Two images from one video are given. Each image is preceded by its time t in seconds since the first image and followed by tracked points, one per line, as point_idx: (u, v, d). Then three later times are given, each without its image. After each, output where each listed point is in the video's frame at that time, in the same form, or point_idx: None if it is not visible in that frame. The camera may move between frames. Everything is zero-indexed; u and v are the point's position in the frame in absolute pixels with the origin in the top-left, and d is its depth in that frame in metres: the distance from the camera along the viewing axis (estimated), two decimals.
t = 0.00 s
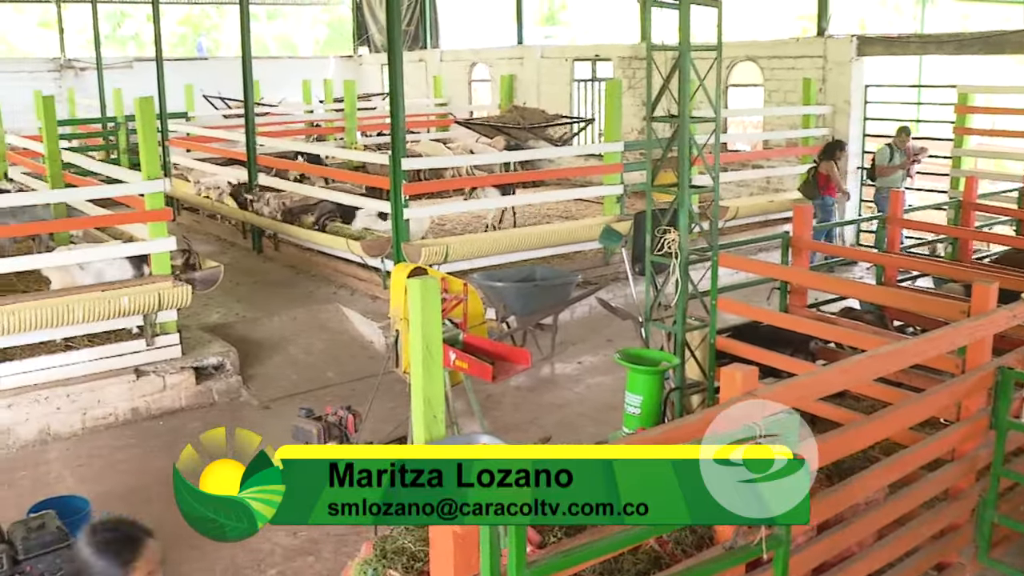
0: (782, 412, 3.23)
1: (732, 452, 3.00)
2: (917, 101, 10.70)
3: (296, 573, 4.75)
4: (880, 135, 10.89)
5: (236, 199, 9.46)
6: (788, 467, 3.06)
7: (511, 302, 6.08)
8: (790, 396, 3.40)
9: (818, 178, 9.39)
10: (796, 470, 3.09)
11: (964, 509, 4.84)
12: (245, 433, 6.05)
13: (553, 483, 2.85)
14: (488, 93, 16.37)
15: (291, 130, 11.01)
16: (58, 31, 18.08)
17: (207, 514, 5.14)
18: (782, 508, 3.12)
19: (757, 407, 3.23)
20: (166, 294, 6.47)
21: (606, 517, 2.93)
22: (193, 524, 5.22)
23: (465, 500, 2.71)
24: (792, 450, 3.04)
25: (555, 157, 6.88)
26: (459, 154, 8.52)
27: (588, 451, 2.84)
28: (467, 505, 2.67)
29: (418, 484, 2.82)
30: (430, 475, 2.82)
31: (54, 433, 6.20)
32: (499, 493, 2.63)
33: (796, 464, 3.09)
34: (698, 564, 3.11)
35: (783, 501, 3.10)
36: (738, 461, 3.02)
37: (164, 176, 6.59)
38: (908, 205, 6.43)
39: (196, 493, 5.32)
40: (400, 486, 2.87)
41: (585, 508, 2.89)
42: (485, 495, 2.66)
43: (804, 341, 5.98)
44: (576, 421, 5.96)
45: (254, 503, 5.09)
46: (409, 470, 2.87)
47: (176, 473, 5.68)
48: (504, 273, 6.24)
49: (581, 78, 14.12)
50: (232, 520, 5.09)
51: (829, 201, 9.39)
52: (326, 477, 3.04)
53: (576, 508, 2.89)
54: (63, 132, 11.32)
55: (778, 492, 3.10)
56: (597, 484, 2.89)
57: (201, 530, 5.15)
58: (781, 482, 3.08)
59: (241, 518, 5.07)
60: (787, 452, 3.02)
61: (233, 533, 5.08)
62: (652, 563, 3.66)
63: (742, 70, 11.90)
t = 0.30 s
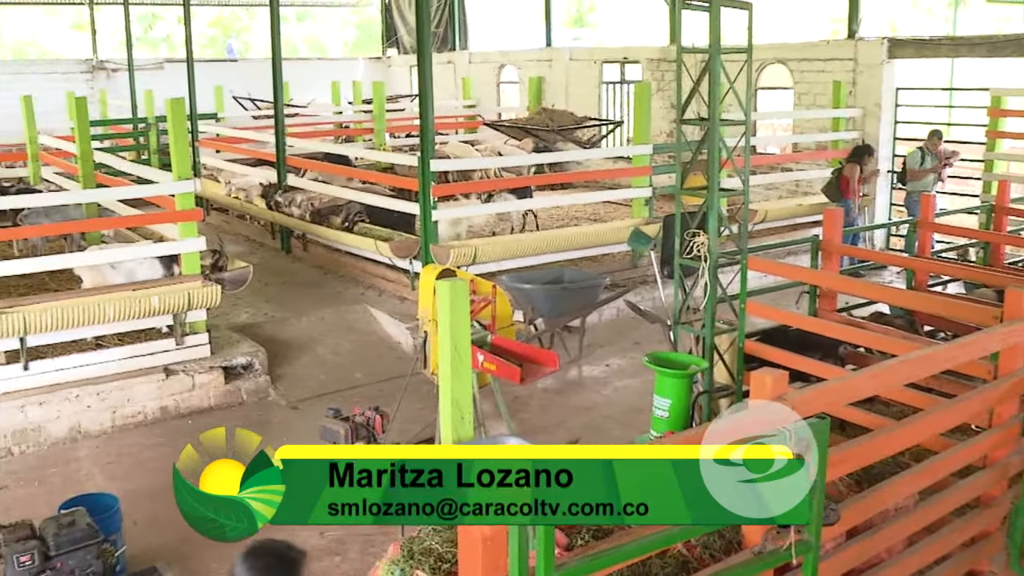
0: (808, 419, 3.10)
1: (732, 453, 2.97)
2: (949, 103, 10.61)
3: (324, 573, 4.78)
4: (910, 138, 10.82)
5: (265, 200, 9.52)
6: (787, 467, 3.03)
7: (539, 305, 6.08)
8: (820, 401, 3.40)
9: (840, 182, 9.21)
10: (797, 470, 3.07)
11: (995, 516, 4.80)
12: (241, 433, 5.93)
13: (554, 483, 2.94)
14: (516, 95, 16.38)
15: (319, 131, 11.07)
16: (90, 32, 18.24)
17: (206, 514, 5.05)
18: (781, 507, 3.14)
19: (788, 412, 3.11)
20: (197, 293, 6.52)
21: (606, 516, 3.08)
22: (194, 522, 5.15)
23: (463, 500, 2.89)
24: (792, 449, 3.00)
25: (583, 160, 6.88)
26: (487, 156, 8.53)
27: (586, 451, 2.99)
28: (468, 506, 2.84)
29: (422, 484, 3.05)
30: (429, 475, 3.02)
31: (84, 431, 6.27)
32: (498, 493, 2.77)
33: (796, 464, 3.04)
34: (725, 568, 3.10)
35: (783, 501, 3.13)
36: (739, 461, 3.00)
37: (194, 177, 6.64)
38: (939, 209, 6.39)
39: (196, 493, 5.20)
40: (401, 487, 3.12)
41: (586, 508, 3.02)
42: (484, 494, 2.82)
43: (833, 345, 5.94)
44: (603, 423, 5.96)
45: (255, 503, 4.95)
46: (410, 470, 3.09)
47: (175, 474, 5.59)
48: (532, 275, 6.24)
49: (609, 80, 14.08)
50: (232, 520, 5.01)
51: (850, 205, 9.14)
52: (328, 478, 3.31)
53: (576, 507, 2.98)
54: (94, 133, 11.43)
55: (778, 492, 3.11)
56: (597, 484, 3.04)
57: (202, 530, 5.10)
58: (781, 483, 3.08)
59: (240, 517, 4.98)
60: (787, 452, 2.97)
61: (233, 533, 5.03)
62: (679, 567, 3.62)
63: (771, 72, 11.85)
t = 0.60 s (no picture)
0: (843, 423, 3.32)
1: (731, 452, 3.12)
2: (984, 107, 10.53)
3: (352, 573, 4.79)
4: (944, 142, 10.74)
5: (296, 201, 9.60)
6: (787, 467, 3.16)
7: (569, 307, 6.10)
8: (851, 408, 3.51)
9: (871, 186, 9.13)
10: (797, 470, 3.19)
11: None
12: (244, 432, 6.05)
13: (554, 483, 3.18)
14: (547, 98, 16.41)
15: (350, 133, 11.14)
16: (125, 34, 18.43)
17: (206, 514, 5.15)
18: (782, 508, 3.24)
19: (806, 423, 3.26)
20: (229, 293, 6.56)
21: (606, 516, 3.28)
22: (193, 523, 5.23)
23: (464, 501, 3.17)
24: (792, 449, 3.10)
25: (614, 162, 6.88)
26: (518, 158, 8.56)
27: (587, 451, 3.21)
28: (468, 506, 3.06)
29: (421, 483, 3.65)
30: (429, 475, 3.63)
31: (116, 428, 6.33)
32: (499, 493, 3.00)
33: (796, 464, 3.17)
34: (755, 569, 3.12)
35: (783, 502, 3.23)
36: (738, 461, 3.14)
37: (227, 177, 6.69)
38: (973, 214, 6.37)
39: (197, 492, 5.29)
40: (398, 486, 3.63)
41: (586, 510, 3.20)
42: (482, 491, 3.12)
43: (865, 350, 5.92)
44: (633, 426, 5.95)
45: (255, 503, 5.13)
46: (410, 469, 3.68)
47: (175, 471, 5.71)
48: (563, 278, 6.25)
49: (640, 83, 14.05)
50: (231, 521, 5.11)
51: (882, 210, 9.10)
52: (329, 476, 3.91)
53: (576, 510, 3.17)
54: (130, 133, 11.57)
55: (779, 492, 3.22)
56: (597, 483, 3.23)
57: (202, 530, 5.17)
58: (782, 483, 3.21)
59: (241, 518, 5.10)
60: (787, 451, 3.07)
61: (233, 533, 5.11)
62: (709, 571, 3.63)
63: (803, 75, 11.80)
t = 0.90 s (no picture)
0: (875, 428, 3.39)
1: (732, 452, 3.14)
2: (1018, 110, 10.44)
3: (380, 573, 4.81)
4: (977, 146, 10.64)
5: (326, 203, 9.65)
6: (787, 467, 3.16)
7: (597, 310, 6.09)
8: (882, 413, 3.58)
9: (903, 191, 9.07)
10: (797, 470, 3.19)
11: None
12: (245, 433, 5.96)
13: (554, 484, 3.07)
14: (577, 100, 16.42)
15: (379, 135, 11.19)
16: (158, 36, 18.60)
17: (207, 514, 5.04)
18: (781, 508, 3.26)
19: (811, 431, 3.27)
20: (259, 294, 6.59)
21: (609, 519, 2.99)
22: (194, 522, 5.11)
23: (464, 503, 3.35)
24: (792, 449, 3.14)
25: (644, 165, 6.89)
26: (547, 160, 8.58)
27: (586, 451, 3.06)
28: (468, 506, 3.25)
29: (420, 483, 3.52)
30: (429, 475, 3.50)
31: (146, 427, 6.38)
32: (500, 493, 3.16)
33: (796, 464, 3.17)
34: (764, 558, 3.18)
35: (783, 501, 3.24)
36: (738, 461, 3.16)
37: (258, 179, 6.72)
38: (1008, 218, 6.30)
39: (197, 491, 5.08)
40: (397, 487, 3.44)
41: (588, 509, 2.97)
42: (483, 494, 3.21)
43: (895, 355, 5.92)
44: (660, 430, 5.94)
45: (255, 503, 5.01)
46: (408, 469, 3.49)
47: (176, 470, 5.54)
48: (592, 281, 6.24)
49: (670, 86, 14.03)
50: (233, 520, 5.06)
51: (914, 215, 9.04)
52: (326, 476, 3.67)
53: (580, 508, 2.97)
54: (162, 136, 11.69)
55: (778, 491, 3.23)
56: (597, 484, 2.99)
57: (201, 529, 5.11)
58: (782, 483, 3.22)
59: (241, 519, 5.04)
60: (787, 451, 3.12)
61: (233, 533, 5.08)
62: None
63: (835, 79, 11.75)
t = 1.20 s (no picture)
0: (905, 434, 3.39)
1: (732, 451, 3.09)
2: None
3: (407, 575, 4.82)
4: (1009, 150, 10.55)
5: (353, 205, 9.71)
6: (788, 467, 3.11)
7: (625, 313, 6.08)
8: (913, 420, 3.57)
9: (936, 196, 9.00)
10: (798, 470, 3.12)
11: None
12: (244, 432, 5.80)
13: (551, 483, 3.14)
14: (604, 103, 16.42)
15: (407, 137, 11.24)
16: (188, 39, 18.76)
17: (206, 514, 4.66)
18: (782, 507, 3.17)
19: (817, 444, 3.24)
20: (287, 294, 6.61)
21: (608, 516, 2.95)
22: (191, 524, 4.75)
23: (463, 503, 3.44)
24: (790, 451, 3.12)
25: (673, 169, 6.88)
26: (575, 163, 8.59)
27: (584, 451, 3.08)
28: (469, 507, 3.39)
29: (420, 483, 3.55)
30: (429, 476, 3.56)
31: (175, 426, 6.43)
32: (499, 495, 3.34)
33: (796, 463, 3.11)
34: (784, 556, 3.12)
35: (783, 502, 3.15)
36: (738, 461, 3.10)
37: (287, 180, 6.74)
38: None
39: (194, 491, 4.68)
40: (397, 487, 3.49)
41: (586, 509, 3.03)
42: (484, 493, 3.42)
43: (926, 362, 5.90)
44: (686, 434, 5.93)
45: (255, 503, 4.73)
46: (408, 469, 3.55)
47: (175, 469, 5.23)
48: (620, 284, 6.23)
49: (698, 89, 14.00)
50: (232, 520, 4.76)
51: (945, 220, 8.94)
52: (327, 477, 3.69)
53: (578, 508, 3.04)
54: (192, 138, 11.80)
55: (778, 492, 3.14)
56: (597, 484, 3.01)
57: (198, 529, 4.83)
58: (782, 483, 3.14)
59: (241, 517, 4.77)
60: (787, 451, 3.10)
61: (231, 533, 4.84)
62: None
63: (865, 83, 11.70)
